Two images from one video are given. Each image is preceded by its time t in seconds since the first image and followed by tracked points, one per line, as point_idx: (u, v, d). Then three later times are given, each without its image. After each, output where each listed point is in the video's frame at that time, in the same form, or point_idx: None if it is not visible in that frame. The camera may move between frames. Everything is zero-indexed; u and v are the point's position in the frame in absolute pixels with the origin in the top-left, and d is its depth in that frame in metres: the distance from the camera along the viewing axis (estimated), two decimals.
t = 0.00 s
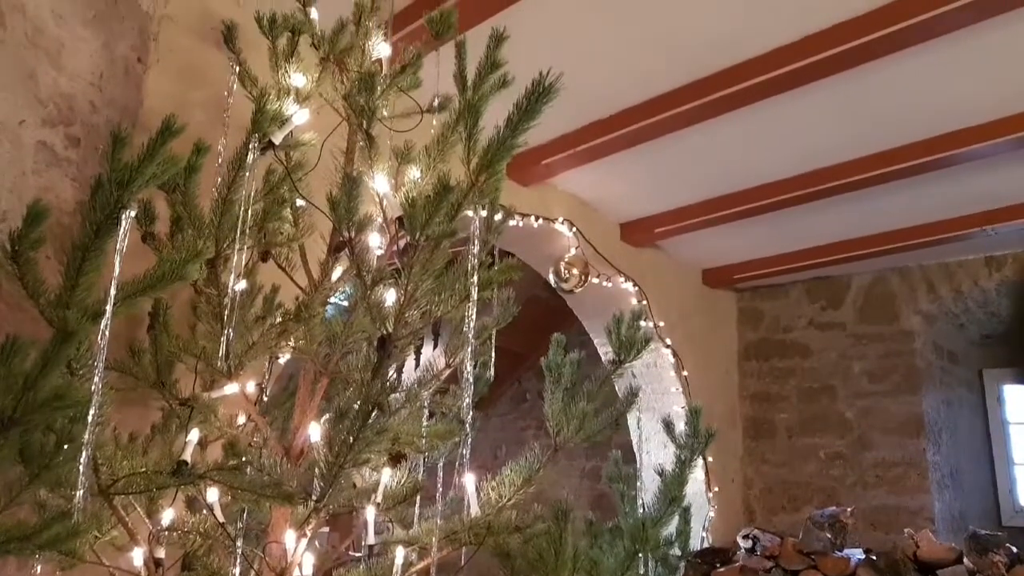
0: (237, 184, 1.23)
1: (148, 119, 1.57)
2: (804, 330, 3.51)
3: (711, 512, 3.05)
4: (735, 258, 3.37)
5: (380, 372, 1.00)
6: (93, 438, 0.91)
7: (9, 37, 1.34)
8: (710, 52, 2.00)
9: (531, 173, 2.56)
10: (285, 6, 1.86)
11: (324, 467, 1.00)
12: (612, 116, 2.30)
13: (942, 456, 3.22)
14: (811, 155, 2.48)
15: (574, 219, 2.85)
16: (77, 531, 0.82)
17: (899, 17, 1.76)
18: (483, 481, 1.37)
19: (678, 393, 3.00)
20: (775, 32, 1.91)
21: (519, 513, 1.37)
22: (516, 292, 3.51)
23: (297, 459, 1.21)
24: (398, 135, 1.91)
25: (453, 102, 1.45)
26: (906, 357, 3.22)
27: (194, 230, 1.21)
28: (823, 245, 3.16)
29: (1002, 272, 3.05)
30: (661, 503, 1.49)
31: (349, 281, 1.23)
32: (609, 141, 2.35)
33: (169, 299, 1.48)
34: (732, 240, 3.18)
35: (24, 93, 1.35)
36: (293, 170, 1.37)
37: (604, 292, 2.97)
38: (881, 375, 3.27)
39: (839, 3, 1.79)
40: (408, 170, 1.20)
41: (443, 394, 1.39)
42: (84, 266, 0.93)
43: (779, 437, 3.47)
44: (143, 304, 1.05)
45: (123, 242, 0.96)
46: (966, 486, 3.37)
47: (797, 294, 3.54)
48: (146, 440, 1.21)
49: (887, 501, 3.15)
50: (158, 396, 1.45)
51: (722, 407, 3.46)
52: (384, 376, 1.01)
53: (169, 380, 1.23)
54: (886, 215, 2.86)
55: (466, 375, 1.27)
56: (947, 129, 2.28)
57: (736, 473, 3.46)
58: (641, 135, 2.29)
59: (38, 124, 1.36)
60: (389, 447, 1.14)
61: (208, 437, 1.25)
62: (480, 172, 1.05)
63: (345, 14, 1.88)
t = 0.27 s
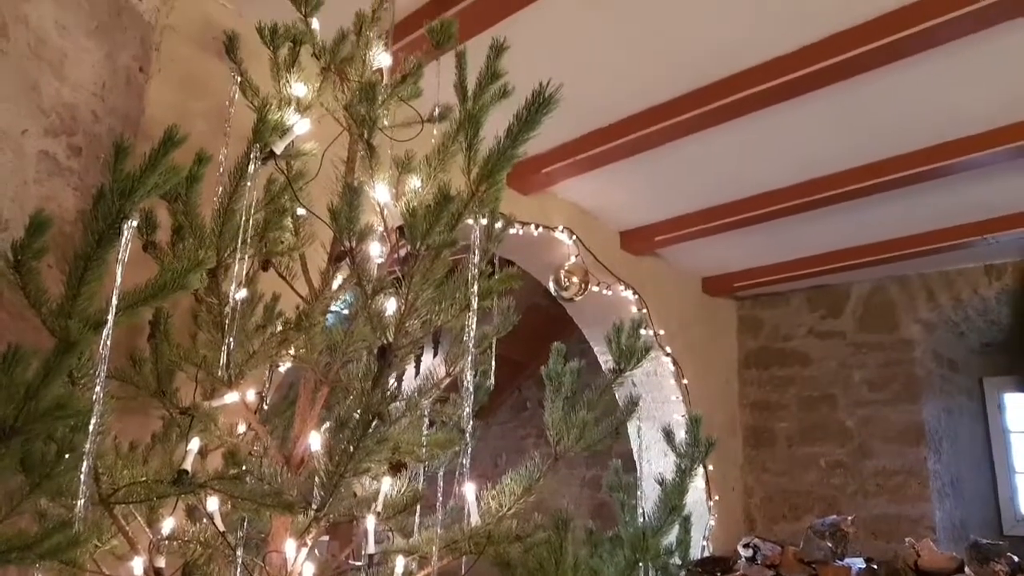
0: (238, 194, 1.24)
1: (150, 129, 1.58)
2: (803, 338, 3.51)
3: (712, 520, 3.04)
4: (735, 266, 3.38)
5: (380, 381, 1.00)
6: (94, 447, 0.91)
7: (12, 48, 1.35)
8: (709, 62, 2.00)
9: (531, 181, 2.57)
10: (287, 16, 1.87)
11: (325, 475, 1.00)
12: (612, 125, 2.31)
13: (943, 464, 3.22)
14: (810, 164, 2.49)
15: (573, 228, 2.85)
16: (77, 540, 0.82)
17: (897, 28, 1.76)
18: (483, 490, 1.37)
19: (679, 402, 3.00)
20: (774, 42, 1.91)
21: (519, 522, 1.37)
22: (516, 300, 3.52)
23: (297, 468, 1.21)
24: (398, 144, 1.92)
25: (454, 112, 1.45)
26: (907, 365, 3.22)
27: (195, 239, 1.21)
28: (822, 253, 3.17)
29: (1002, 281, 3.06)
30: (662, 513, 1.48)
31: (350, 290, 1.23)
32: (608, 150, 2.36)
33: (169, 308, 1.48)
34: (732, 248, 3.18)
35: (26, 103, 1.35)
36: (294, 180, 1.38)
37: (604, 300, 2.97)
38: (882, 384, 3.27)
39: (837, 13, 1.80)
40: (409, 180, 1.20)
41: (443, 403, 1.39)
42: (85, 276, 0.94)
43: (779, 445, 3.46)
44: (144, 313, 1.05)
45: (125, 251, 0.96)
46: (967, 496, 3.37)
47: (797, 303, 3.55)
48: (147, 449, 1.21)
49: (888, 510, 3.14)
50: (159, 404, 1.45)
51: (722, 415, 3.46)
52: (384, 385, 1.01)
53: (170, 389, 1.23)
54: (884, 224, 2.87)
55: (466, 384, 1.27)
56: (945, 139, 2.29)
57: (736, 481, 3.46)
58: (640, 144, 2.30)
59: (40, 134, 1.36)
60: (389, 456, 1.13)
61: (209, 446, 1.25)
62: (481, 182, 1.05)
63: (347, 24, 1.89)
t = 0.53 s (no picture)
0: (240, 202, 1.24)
1: (151, 135, 1.60)
2: (804, 345, 3.51)
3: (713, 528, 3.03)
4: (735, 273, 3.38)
5: (381, 389, 1.00)
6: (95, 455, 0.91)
7: (14, 56, 1.35)
8: (710, 69, 2.01)
9: (531, 188, 2.57)
10: (288, 24, 1.88)
11: (325, 483, 1.00)
12: (613, 132, 2.31)
13: (944, 471, 3.22)
14: (811, 170, 2.50)
15: (574, 234, 2.85)
16: (78, 548, 0.82)
17: (897, 35, 1.77)
18: (483, 498, 1.37)
19: (679, 408, 3.00)
20: (775, 49, 1.92)
21: (520, 530, 1.37)
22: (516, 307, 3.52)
23: (298, 476, 1.21)
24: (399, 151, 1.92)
25: (454, 120, 1.46)
26: (908, 371, 3.22)
27: (196, 247, 1.21)
28: (822, 260, 3.17)
29: (1002, 287, 3.06)
30: (662, 520, 1.48)
31: (351, 297, 1.23)
32: (608, 157, 2.36)
33: (170, 315, 1.49)
34: (732, 255, 3.19)
35: (28, 111, 1.35)
36: (296, 187, 1.38)
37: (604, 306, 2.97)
38: (883, 390, 3.27)
39: (838, 20, 1.80)
40: (410, 188, 1.21)
41: (444, 410, 1.39)
42: (87, 284, 0.94)
43: (780, 452, 3.46)
44: (146, 321, 1.05)
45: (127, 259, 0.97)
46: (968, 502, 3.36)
47: (798, 309, 3.55)
48: (147, 456, 1.21)
49: (890, 517, 3.14)
50: (159, 411, 1.46)
51: (723, 422, 3.46)
52: (384, 392, 1.01)
53: (170, 397, 1.23)
54: (885, 230, 2.88)
55: (466, 391, 1.27)
56: (946, 145, 2.30)
57: (737, 488, 3.45)
58: (641, 151, 2.31)
59: (42, 142, 1.36)
60: (389, 464, 1.13)
61: (209, 454, 1.25)
62: (482, 190, 1.05)
63: (347, 32, 1.90)
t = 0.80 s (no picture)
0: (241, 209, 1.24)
1: (153, 143, 1.61)
2: (804, 352, 3.51)
3: (714, 535, 3.02)
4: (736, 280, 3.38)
5: (382, 396, 1.00)
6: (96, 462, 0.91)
7: (16, 64, 1.35)
8: (710, 76, 2.01)
9: (532, 195, 2.58)
10: (288, 33, 1.89)
11: (326, 491, 1.00)
12: (613, 140, 2.32)
13: (945, 478, 3.21)
14: (811, 178, 2.50)
15: (574, 241, 2.86)
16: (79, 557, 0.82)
17: (895, 43, 1.78)
18: (483, 506, 1.37)
19: (680, 415, 2.99)
20: (774, 57, 1.93)
21: (520, 539, 1.36)
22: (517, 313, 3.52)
23: (298, 483, 1.20)
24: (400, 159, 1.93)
25: (455, 128, 1.46)
26: (908, 379, 3.22)
27: (198, 255, 1.21)
28: (823, 266, 3.17)
29: (1003, 294, 3.06)
30: (663, 527, 1.48)
31: (352, 304, 1.23)
32: (609, 164, 2.37)
33: (171, 323, 1.49)
34: (732, 262, 3.19)
35: (30, 119, 1.36)
36: (296, 195, 1.38)
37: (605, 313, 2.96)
38: (884, 397, 3.27)
39: (837, 28, 1.81)
40: (411, 196, 1.21)
41: (445, 418, 1.38)
42: (88, 292, 0.94)
43: (781, 459, 3.46)
44: (147, 329, 1.05)
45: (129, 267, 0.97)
46: (969, 510, 3.36)
47: (798, 316, 3.55)
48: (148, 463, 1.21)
49: (891, 524, 3.13)
50: (160, 419, 1.46)
51: (723, 429, 3.45)
52: (385, 400, 1.01)
53: (171, 405, 1.22)
54: (885, 238, 2.88)
55: (467, 398, 1.27)
56: (946, 152, 2.30)
57: (738, 495, 3.45)
58: (641, 159, 2.31)
59: (44, 149, 1.37)
60: (390, 472, 1.12)
61: (210, 462, 1.25)
62: (482, 198, 1.06)
63: (348, 41, 1.91)
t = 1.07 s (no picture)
0: (243, 216, 1.24)
1: (155, 149, 1.63)
2: (805, 358, 3.51)
3: (715, 542, 3.02)
4: (737, 286, 3.38)
5: (383, 404, 1.00)
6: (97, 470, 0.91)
7: (18, 71, 1.35)
8: (710, 83, 2.02)
9: (533, 201, 2.58)
10: (290, 40, 1.90)
11: (327, 499, 1.00)
12: (613, 146, 2.32)
13: (947, 484, 3.21)
14: (811, 184, 2.50)
15: (575, 247, 2.86)
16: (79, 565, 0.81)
17: (896, 49, 1.78)
18: (484, 513, 1.37)
19: (680, 421, 2.98)
20: (775, 63, 1.93)
21: (521, 546, 1.36)
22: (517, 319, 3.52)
23: (298, 490, 1.20)
24: (401, 166, 1.93)
25: (456, 135, 1.46)
26: (910, 384, 3.21)
27: (199, 262, 1.21)
28: (823, 272, 3.17)
29: (1004, 300, 3.06)
30: (664, 534, 1.48)
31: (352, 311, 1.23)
32: (609, 170, 2.37)
33: (172, 329, 1.49)
34: (733, 268, 3.19)
35: (32, 125, 1.35)
36: (298, 202, 1.38)
37: (606, 319, 2.96)
38: (885, 403, 3.27)
39: (836, 35, 1.81)
40: (412, 202, 1.21)
41: (446, 424, 1.38)
42: (90, 299, 0.94)
43: (782, 465, 3.45)
44: (148, 336, 1.05)
45: (129, 274, 0.97)
46: (971, 516, 3.35)
47: (799, 322, 3.55)
48: (148, 470, 1.21)
49: (893, 531, 3.12)
50: (161, 425, 1.46)
51: (724, 435, 3.45)
52: (386, 407, 1.01)
53: (172, 411, 1.22)
54: (886, 243, 2.88)
55: (469, 405, 1.26)
56: (945, 158, 2.30)
57: (739, 501, 3.44)
58: (641, 165, 2.32)
59: (46, 156, 1.37)
60: (391, 479, 1.11)
61: (211, 469, 1.24)
62: (483, 205, 1.06)
63: (350, 48, 1.91)
